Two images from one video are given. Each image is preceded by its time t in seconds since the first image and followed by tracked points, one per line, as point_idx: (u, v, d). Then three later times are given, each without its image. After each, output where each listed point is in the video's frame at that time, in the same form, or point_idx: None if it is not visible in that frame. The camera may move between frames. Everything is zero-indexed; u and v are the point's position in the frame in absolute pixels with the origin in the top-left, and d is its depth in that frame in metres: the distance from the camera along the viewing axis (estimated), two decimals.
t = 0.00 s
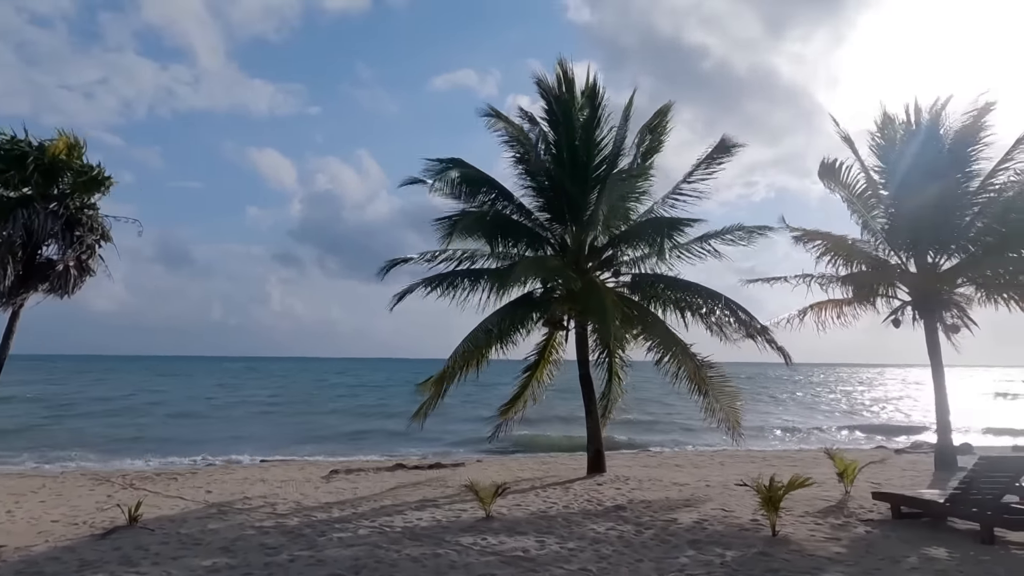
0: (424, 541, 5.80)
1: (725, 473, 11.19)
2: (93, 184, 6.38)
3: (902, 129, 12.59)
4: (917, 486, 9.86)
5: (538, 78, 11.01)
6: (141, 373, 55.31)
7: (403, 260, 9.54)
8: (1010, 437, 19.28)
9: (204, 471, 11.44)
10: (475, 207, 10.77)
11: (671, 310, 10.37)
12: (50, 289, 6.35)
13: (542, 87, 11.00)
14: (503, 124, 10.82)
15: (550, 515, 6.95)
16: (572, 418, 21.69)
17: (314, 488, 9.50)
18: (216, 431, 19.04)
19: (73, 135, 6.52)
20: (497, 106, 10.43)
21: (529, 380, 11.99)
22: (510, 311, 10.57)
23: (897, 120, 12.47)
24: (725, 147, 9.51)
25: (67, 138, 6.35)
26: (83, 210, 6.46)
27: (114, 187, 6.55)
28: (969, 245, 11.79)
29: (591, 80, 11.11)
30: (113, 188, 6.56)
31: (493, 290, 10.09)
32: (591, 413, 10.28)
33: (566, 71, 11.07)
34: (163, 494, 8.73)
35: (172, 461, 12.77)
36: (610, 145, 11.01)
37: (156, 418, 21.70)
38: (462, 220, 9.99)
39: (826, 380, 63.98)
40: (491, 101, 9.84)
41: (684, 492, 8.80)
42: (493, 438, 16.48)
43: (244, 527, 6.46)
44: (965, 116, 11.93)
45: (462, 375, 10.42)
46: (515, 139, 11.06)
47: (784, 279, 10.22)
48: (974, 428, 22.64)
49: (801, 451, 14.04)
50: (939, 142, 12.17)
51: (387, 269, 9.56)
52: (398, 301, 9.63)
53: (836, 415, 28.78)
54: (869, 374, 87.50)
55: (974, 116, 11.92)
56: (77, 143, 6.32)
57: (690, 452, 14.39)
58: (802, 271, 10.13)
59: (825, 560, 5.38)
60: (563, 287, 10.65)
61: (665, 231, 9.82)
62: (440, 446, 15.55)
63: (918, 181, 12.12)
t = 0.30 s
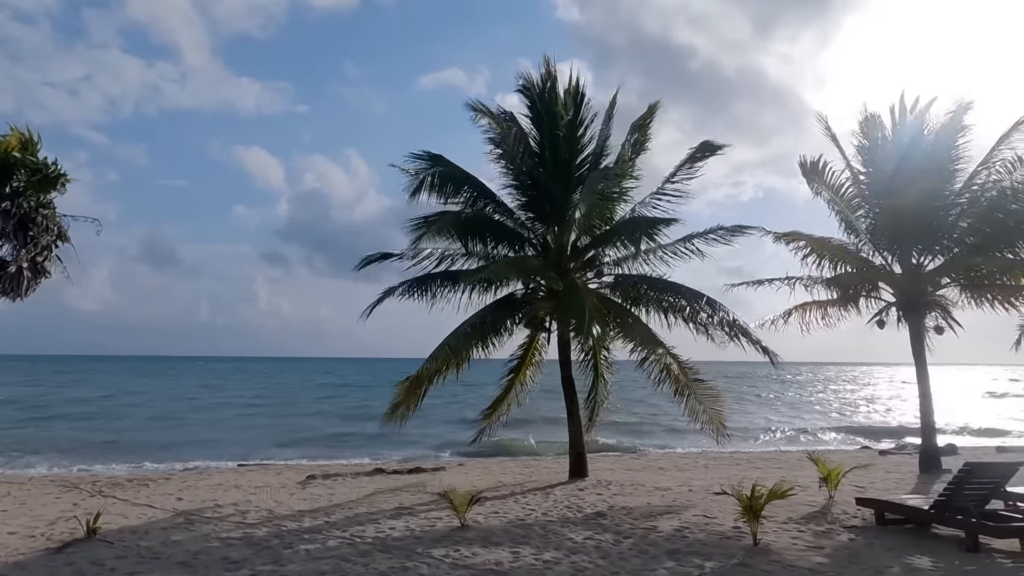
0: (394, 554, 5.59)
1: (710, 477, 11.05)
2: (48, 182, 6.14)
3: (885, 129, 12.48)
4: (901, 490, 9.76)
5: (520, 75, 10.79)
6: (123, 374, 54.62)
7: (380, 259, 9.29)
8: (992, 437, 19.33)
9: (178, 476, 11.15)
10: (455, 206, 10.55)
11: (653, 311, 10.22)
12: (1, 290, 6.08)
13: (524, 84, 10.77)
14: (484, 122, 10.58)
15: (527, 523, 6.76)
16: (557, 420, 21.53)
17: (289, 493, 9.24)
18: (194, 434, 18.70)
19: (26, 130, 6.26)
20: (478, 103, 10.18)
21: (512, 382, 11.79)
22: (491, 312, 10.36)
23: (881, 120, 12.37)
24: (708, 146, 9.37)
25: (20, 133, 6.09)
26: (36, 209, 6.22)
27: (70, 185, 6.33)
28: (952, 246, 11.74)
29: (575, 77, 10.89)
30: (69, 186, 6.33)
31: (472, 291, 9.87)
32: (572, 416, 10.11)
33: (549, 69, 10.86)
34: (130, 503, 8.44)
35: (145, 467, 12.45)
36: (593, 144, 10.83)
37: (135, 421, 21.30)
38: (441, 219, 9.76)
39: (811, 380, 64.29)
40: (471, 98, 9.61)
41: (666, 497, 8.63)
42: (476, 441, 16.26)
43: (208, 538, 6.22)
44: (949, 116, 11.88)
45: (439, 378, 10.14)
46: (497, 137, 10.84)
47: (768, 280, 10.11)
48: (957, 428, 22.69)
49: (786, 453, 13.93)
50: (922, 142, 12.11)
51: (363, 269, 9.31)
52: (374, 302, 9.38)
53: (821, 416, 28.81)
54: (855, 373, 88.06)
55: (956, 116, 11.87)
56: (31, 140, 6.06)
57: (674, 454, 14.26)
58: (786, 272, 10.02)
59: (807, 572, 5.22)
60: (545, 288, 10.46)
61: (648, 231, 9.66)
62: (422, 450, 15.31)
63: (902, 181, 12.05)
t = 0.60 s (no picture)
0: (384, 558, 5.35)
1: (711, 475, 10.83)
2: (18, 170, 5.87)
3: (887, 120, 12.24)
4: (907, 488, 9.53)
5: (516, 64, 10.52)
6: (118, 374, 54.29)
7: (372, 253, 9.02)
8: (993, 433, 19.14)
9: (166, 477, 10.87)
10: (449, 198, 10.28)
11: (652, 305, 10.00)
12: None
13: (520, 73, 10.49)
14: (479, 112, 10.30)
15: (523, 524, 6.52)
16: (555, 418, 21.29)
17: (279, 494, 8.97)
18: (187, 434, 18.41)
19: None
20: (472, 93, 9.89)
21: (509, 382, 11.53)
22: (486, 308, 10.11)
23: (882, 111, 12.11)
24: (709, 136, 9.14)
25: None
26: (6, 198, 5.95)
27: (42, 174, 6.07)
28: (956, 239, 11.52)
29: (572, 67, 10.62)
30: (41, 174, 6.07)
31: (467, 286, 9.61)
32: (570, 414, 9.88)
33: (546, 58, 10.59)
34: (114, 505, 8.18)
35: (134, 467, 12.18)
36: (590, 136, 10.58)
37: (127, 421, 21.03)
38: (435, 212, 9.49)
39: (809, 376, 64.16)
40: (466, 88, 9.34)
41: (667, 497, 8.39)
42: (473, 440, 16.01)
43: (191, 542, 5.97)
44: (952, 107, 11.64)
45: (432, 375, 9.87)
46: (492, 128, 10.57)
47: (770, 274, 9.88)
48: (957, 424, 22.50)
49: (787, 451, 13.70)
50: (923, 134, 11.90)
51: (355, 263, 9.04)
52: (366, 297, 9.11)
53: (820, 413, 28.62)
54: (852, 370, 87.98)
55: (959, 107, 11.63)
56: None
57: (673, 452, 14.03)
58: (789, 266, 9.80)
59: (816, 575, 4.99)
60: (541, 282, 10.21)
61: (647, 224, 9.42)
62: (417, 451, 15.05)
63: (904, 174, 11.82)
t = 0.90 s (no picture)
0: (367, 567, 5.11)
1: (706, 477, 10.64)
2: None
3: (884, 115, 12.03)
4: (905, 489, 9.36)
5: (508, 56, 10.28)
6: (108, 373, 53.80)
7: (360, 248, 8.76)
8: (988, 433, 19.08)
9: (149, 479, 10.59)
10: (440, 193, 10.02)
11: (647, 304, 9.79)
12: None
13: (513, 65, 10.24)
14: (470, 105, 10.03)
15: (513, 529, 6.28)
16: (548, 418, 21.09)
17: (263, 496, 8.72)
18: (174, 435, 18.12)
19: None
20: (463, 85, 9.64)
21: (502, 381, 11.30)
22: (478, 305, 9.87)
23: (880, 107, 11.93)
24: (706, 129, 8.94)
25: None
26: None
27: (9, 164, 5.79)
28: (956, 238, 11.34)
29: (565, 59, 10.37)
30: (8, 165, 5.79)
31: (458, 283, 9.37)
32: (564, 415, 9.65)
33: (539, 49, 10.35)
34: (91, 509, 7.90)
35: (116, 469, 11.89)
36: (585, 129, 10.35)
37: (114, 422, 20.70)
38: (426, 206, 9.24)
39: (802, 375, 64.22)
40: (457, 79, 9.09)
41: (661, 500, 8.18)
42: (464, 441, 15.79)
43: (166, 550, 5.71)
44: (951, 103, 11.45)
45: (423, 373, 9.62)
46: (484, 121, 10.33)
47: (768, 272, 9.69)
48: (952, 424, 22.40)
49: (782, 451, 13.53)
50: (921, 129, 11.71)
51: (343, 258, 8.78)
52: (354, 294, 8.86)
53: (814, 412, 28.50)
54: (845, 369, 88.17)
55: (958, 103, 11.45)
56: None
57: (667, 453, 13.84)
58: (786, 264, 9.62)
59: None
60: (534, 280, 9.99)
61: (642, 220, 9.21)
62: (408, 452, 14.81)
63: (902, 171, 11.63)
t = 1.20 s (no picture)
0: None
1: (655, 480, 10.62)
2: None
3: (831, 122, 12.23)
4: (848, 491, 9.48)
5: (459, 51, 10.12)
6: (46, 375, 51.68)
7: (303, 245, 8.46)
8: (928, 436, 19.64)
9: (75, 487, 10.06)
10: (388, 190, 9.77)
11: (599, 306, 9.72)
12: None
13: (463, 61, 10.08)
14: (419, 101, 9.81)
15: (454, 537, 6.10)
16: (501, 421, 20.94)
17: (196, 503, 8.33)
18: (110, 440, 17.38)
19: None
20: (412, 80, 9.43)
21: (451, 384, 11.10)
22: (426, 306, 9.64)
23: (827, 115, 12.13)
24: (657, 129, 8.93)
25: None
26: None
27: None
28: (899, 244, 11.58)
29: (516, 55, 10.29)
30: None
31: (405, 282, 9.12)
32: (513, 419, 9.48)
33: (490, 45, 10.21)
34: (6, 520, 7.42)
35: (41, 477, 11.28)
36: (536, 127, 10.25)
37: (46, 427, 19.78)
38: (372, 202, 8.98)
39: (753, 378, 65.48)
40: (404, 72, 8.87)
41: (609, 505, 8.09)
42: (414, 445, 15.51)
43: (80, 565, 5.36)
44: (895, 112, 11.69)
45: (367, 374, 9.34)
46: (434, 117, 10.13)
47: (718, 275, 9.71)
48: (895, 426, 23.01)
49: (730, 454, 13.64)
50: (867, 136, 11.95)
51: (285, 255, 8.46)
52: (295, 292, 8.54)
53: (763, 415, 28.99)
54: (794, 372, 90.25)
55: (902, 113, 11.70)
56: None
57: (617, 456, 13.82)
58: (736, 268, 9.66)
59: None
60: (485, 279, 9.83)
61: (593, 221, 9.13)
62: (356, 457, 14.47)
63: (847, 177, 11.84)
